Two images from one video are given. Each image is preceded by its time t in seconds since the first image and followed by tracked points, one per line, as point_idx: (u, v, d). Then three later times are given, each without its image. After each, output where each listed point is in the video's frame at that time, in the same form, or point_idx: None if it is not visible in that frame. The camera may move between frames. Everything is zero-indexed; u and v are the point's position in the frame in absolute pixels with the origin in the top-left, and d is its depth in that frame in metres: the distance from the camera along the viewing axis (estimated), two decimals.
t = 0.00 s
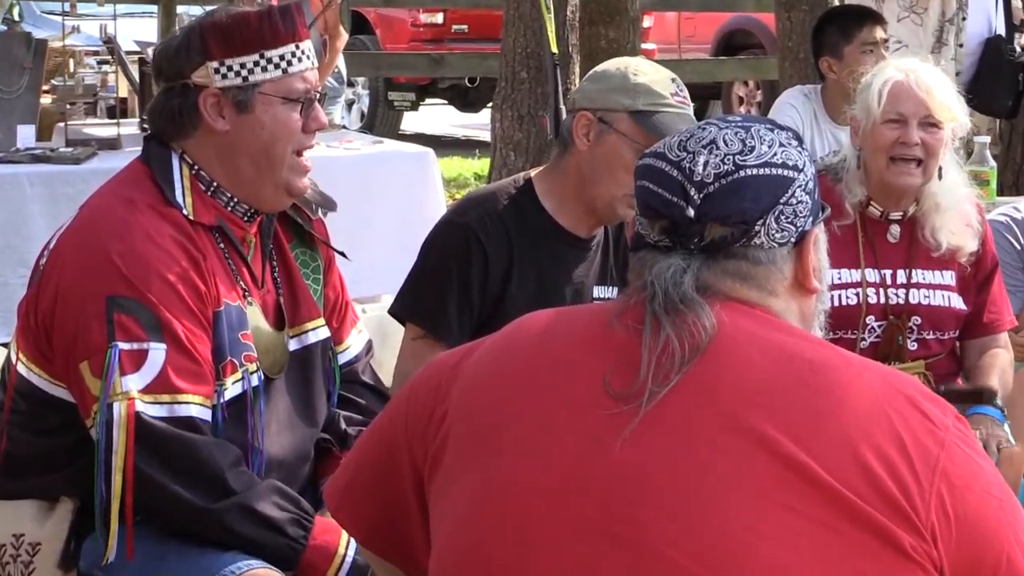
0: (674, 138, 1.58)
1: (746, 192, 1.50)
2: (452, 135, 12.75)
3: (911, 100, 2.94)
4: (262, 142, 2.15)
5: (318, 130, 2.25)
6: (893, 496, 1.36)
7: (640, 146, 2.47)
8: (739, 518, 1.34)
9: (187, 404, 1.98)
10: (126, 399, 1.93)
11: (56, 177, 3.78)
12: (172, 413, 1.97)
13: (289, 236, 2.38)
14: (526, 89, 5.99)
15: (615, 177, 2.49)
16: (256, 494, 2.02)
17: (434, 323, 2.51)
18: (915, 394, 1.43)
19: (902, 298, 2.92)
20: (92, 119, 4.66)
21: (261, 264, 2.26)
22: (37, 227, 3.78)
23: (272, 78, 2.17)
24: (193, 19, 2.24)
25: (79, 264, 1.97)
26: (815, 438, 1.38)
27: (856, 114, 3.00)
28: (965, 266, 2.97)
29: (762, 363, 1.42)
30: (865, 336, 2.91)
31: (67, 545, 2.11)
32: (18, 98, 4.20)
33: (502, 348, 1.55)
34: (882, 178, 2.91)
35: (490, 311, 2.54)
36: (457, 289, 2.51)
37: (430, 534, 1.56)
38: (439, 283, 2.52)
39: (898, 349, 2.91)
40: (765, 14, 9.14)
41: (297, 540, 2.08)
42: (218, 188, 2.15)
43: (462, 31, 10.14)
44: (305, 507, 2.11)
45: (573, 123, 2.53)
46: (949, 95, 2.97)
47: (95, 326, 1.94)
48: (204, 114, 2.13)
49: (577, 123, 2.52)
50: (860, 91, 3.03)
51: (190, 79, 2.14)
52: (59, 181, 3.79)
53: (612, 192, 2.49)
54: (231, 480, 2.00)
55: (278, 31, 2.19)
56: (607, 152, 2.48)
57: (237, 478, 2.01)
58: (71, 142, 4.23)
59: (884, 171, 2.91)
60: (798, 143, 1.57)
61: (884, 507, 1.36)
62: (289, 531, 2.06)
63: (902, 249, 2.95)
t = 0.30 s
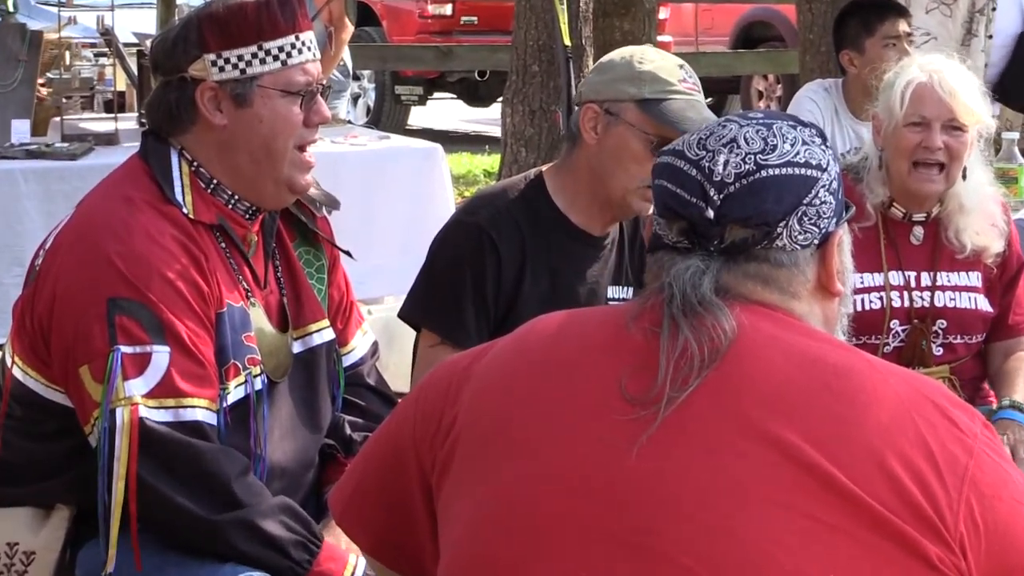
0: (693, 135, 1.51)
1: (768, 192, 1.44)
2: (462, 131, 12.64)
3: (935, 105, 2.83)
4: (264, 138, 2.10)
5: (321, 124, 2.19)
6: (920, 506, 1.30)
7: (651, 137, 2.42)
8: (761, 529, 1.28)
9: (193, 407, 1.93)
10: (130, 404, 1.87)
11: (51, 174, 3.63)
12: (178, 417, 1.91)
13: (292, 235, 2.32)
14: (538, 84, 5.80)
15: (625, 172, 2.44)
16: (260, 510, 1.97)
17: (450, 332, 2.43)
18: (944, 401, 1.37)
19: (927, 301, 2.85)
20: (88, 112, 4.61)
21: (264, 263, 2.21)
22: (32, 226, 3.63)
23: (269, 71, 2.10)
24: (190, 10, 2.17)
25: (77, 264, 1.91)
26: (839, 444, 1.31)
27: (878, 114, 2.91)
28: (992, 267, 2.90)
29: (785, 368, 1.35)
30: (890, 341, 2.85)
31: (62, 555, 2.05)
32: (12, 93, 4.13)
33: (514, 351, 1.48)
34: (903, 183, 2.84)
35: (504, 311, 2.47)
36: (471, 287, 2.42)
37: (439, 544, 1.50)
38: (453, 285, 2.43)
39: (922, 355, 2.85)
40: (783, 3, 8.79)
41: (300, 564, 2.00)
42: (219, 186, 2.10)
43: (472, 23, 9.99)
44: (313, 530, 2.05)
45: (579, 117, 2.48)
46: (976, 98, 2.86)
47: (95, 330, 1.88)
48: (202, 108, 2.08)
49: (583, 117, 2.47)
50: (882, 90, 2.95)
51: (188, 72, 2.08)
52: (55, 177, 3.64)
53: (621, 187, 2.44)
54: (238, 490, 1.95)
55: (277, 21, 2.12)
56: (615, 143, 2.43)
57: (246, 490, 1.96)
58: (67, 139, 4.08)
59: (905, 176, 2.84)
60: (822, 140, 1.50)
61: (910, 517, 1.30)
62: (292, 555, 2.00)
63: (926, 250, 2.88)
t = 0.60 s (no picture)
0: (705, 130, 1.44)
1: (783, 190, 1.37)
2: (464, 126, 12.54)
3: (958, 96, 2.78)
4: (257, 132, 2.04)
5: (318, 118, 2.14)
6: (936, 516, 1.24)
7: (660, 126, 2.37)
8: (774, 541, 1.22)
9: (183, 411, 1.88)
10: (118, 407, 1.82)
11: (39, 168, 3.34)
12: (166, 421, 1.86)
13: (290, 232, 2.27)
14: (543, 76, 5.82)
15: (634, 165, 2.38)
16: (255, 514, 1.92)
17: (447, 330, 2.37)
18: (963, 406, 1.31)
19: (944, 301, 2.78)
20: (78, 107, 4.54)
21: (260, 263, 2.15)
22: (20, 222, 3.36)
23: (263, 61, 2.06)
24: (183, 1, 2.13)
25: (65, 263, 1.86)
26: (853, 452, 1.25)
27: (900, 106, 2.85)
28: (1014, 270, 2.82)
29: (798, 371, 1.29)
30: (906, 343, 2.77)
31: (52, 563, 1.99)
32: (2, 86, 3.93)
33: (518, 353, 1.42)
34: (923, 179, 2.78)
35: (503, 309, 2.39)
36: (470, 288, 2.36)
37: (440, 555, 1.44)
38: (451, 283, 2.36)
39: (939, 359, 2.77)
40: None
41: (297, 571, 1.95)
42: (212, 181, 2.05)
43: (476, 11, 9.55)
44: (309, 536, 2.00)
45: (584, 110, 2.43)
46: (1001, 93, 2.82)
47: (83, 331, 1.83)
48: (193, 101, 2.03)
49: (589, 110, 2.41)
50: (905, 81, 2.89)
51: (179, 63, 2.03)
52: (43, 171, 3.36)
53: (630, 180, 2.38)
54: (231, 494, 1.90)
55: (271, 8, 2.06)
56: (622, 134, 2.37)
57: (239, 493, 1.91)
58: (57, 133, 3.97)
59: (925, 171, 2.77)
60: (839, 135, 1.43)
61: (926, 527, 1.24)
62: (289, 561, 1.95)
63: (945, 249, 2.81)
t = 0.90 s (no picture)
0: (708, 125, 1.38)
1: (789, 188, 1.31)
2: (460, 121, 12.43)
3: (970, 82, 2.73)
4: (245, 127, 1.99)
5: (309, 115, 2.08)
6: (950, 526, 1.18)
7: (669, 120, 2.31)
8: (780, 552, 1.16)
9: (168, 417, 1.82)
10: (100, 411, 1.76)
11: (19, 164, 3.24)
12: (150, 427, 1.81)
13: (280, 233, 2.21)
14: (542, 70, 5.51)
15: (642, 160, 2.32)
16: (245, 519, 1.87)
17: (441, 330, 2.31)
18: (974, 410, 1.24)
19: (958, 301, 2.72)
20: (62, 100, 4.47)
21: (249, 262, 2.10)
22: None
23: (253, 55, 2.00)
24: None
25: (49, 263, 1.80)
26: (861, 458, 1.19)
27: (912, 98, 2.80)
28: None
29: (803, 376, 1.23)
30: (919, 345, 2.70)
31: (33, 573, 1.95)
32: None
33: (514, 357, 1.36)
34: (938, 170, 2.71)
35: (501, 311, 2.34)
36: (465, 289, 2.30)
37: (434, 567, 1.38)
38: (448, 283, 2.31)
39: (954, 362, 2.69)
40: None
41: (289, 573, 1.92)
42: (199, 178, 1.99)
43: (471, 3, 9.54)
44: (298, 536, 1.97)
45: (589, 104, 2.37)
46: (1015, 77, 2.76)
47: (65, 335, 1.77)
48: (179, 95, 1.98)
49: (595, 105, 2.35)
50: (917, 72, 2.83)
51: (166, 56, 1.98)
52: (23, 169, 3.25)
53: (637, 177, 2.32)
54: (219, 501, 1.85)
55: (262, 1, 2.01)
56: (629, 129, 2.32)
57: (226, 500, 1.86)
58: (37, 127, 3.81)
59: (939, 161, 2.71)
60: (848, 131, 1.36)
61: (939, 537, 1.18)
62: (281, 564, 1.91)
63: (960, 248, 2.75)
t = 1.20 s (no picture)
0: (715, 121, 1.31)
1: (800, 186, 1.25)
2: (459, 116, 12.34)
3: (985, 83, 2.67)
4: (237, 122, 1.94)
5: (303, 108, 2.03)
6: (968, 535, 1.12)
7: (678, 119, 2.25)
8: (792, 565, 1.11)
9: (157, 422, 1.77)
10: (87, 416, 1.71)
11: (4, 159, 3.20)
12: (139, 432, 1.76)
13: (272, 231, 2.17)
14: (544, 63, 5.41)
15: (649, 158, 2.26)
16: (236, 531, 1.82)
17: (441, 332, 2.25)
18: (994, 416, 1.18)
19: (980, 302, 2.65)
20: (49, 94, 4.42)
21: (240, 263, 2.05)
22: None
23: (244, 47, 1.95)
24: None
25: (33, 263, 1.75)
26: (876, 465, 1.13)
27: (928, 92, 2.75)
28: None
29: (816, 379, 1.17)
30: (938, 346, 2.65)
31: None
32: None
33: (514, 360, 1.30)
34: (951, 169, 2.66)
35: (504, 313, 2.28)
36: (467, 291, 2.24)
37: None
38: (447, 284, 2.25)
39: (976, 364, 2.64)
40: None
41: None
42: (189, 175, 1.94)
43: None
44: (291, 552, 1.92)
45: (595, 99, 2.30)
46: None
47: (51, 337, 1.72)
48: (168, 88, 1.93)
49: (601, 98, 2.29)
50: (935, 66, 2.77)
51: (156, 48, 1.94)
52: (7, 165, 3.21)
53: (645, 173, 2.26)
54: (209, 511, 1.80)
55: None
56: (636, 126, 2.25)
57: (216, 511, 1.81)
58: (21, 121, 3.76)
59: (952, 160, 2.66)
60: (860, 126, 1.30)
61: (956, 547, 1.12)
62: None
63: (980, 247, 2.69)
